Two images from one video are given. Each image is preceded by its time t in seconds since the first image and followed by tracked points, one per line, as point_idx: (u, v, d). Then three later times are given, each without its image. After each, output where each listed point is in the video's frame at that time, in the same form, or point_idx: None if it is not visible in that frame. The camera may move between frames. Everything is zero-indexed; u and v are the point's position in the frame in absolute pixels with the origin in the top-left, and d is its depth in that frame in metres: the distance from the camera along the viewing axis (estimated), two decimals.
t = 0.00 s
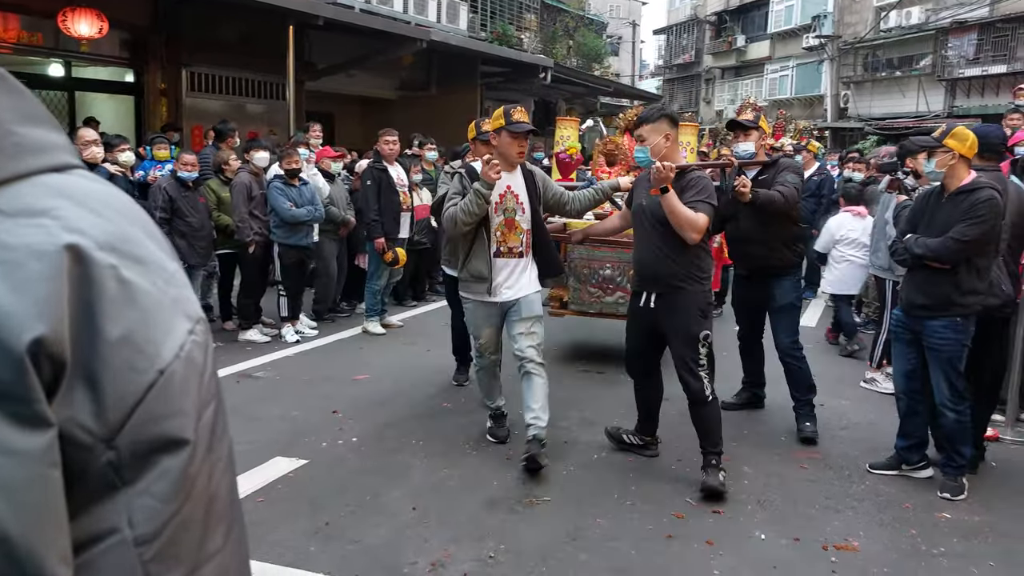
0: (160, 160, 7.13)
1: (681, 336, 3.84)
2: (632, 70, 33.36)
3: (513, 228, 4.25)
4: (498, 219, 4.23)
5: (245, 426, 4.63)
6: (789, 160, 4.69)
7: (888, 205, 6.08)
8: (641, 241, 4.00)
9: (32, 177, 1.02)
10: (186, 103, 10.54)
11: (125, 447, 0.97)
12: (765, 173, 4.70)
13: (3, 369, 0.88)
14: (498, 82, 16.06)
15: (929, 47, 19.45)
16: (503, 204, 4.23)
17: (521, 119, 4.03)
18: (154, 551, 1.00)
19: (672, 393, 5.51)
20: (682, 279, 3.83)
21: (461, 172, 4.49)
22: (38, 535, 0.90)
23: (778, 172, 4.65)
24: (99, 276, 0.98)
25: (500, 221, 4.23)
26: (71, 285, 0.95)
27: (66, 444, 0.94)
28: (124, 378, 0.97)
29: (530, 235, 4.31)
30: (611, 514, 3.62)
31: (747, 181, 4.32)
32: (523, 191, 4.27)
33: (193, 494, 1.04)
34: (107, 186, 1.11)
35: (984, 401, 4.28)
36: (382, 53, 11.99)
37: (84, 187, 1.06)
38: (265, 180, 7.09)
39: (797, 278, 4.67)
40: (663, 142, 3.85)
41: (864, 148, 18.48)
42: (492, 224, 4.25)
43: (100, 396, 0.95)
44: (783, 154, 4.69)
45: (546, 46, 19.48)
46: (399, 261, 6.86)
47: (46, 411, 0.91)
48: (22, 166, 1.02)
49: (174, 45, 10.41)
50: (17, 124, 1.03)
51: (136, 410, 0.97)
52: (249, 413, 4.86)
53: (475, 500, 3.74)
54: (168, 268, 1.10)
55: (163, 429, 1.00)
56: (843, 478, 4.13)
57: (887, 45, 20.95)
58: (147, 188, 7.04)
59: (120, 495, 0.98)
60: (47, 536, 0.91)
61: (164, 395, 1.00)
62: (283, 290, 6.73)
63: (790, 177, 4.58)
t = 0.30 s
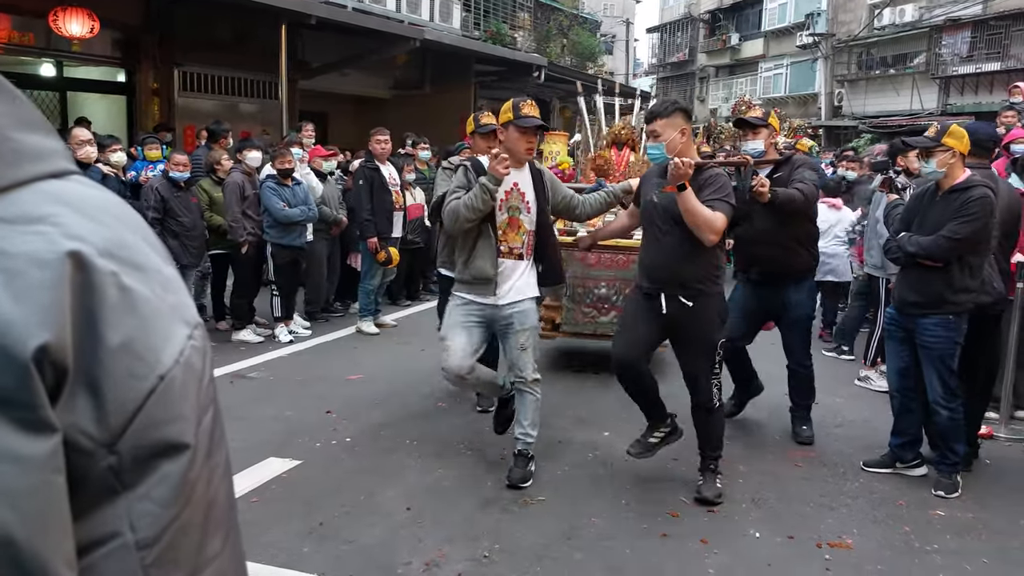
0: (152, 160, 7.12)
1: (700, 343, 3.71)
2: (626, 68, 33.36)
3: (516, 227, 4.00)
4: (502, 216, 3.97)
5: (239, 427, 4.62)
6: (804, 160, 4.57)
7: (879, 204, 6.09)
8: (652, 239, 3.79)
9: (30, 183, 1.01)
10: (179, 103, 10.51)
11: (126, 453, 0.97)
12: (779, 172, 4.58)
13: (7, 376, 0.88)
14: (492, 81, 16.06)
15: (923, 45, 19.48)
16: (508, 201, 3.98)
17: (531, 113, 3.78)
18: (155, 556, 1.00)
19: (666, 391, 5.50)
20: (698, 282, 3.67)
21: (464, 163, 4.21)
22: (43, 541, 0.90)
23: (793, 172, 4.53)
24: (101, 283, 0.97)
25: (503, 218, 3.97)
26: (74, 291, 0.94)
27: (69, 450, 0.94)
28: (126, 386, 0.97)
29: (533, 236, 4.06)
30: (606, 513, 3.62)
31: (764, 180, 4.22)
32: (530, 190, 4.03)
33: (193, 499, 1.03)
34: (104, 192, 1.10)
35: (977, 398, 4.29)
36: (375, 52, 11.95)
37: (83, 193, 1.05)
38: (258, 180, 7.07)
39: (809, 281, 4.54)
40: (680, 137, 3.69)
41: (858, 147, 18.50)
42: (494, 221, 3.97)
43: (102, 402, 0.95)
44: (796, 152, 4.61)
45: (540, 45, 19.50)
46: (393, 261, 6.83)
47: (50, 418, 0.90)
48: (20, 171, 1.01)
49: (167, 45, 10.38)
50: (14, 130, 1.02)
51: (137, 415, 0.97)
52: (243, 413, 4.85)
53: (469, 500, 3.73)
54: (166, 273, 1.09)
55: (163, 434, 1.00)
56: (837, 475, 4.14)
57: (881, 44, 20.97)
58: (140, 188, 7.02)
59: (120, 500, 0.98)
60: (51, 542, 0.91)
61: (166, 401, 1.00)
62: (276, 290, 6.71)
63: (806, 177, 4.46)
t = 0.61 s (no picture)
0: (150, 160, 7.08)
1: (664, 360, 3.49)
2: (623, 67, 33.39)
3: (473, 231, 3.67)
4: (457, 218, 3.64)
5: (237, 427, 4.62)
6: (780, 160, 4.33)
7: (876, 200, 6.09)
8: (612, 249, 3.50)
9: (34, 186, 1.01)
10: (176, 103, 10.51)
11: (130, 453, 0.97)
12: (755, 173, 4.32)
13: (15, 376, 0.88)
14: (488, 79, 16.05)
15: (920, 42, 19.48)
16: (462, 203, 3.62)
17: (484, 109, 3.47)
18: (158, 555, 1.00)
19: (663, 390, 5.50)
20: (661, 297, 3.42)
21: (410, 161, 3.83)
22: (50, 540, 0.90)
23: (769, 174, 4.28)
24: (106, 284, 0.96)
25: (458, 221, 3.64)
26: (79, 293, 0.94)
27: (76, 450, 0.94)
28: (130, 386, 0.96)
29: (492, 239, 3.73)
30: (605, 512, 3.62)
31: (735, 186, 4.03)
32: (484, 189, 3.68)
33: (195, 498, 1.04)
34: (107, 194, 1.10)
35: (975, 396, 4.29)
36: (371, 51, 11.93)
37: (86, 195, 1.05)
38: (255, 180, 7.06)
39: (789, 288, 4.35)
40: (648, 144, 3.40)
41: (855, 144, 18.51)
42: (449, 223, 3.64)
43: (107, 403, 0.95)
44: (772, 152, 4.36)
45: (536, 43, 19.51)
46: (389, 260, 6.80)
47: (57, 418, 0.91)
48: (25, 174, 1.00)
49: (163, 45, 10.35)
50: (18, 133, 1.02)
51: (140, 416, 0.97)
52: (241, 412, 4.84)
53: (468, 499, 3.73)
54: (169, 276, 1.09)
55: (167, 434, 1.00)
56: (834, 473, 4.14)
57: (878, 41, 20.98)
58: (137, 187, 7.00)
59: (123, 499, 0.98)
60: (58, 541, 0.91)
61: (169, 401, 1.00)
62: (273, 289, 6.70)
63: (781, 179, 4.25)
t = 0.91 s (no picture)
0: (145, 160, 7.10)
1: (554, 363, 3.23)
2: (618, 66, 33.42)
3: (374, 230, 3.53)
4: (356, 217, 3.49)
5: (233, 428, 4.62)
6: (722, 152, 4.10)
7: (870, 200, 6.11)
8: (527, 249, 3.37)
9: (28, 188, 1.01)
10: (171, 103, 10.50)
11: (126, 451, 0.97)
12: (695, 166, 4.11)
13: (12, 376, 0.88)
14: (484, 78, 16.05)
15: (913, 41, 19.53)
16: (365, 201, 3.49)
17: (387, 101, 3.34)
18: (154, 553, 1.00)
19: (658, 390, 5.51)
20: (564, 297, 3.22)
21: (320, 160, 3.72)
22: (46, 539, 0.91)
23: (708, 166, 4.06)
24: (101, 285, 0.96)
25: (358, 220, 3.49)
26: (74, 294, 0.94)
27: (71, 450, 0.94)
28: (125, 386, 0.97)
29: (395, 240, 3.58)
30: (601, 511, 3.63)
31: (665, 180, 3.61)
32: (392, 189, 3.54)
33: (190, 497, 1.04)
34: (101, 197, 1.10)
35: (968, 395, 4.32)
36: (366, 51, 11.92)
37: (80, 197, 1.05)
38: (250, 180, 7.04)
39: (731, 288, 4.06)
40: (558, 137, 3.26)
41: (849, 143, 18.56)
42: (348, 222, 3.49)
43: (103, 402, 0.95)
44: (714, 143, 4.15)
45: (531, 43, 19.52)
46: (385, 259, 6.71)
47: (53, 417, 0.90)
48: (20, 175, 1.01)
49: (158, 45, 10.33)
50: (13, 135, 1.02)
51: (135, 415, 0.97)
52: (237, 413, 4.84)
53: (463, 499, 3.73)
54: (163, 277, 1.09)
55: (162, 433, 1.00)
56: (830, 471, 4.16)
57: (872, 40, 21.03)
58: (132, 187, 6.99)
59: (119, 497, 0.98)
60: (54, 540, 0.91)
61: (163, 400, 1.00)
62: (269, 289, 6.68)
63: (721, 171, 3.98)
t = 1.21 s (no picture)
0: (139, 161, 7.08)
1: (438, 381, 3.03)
2: (613, 66, 33.49)
3: (280, 238, 3.32)
4: (261, 224, 3.29)
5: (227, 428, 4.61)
6: (663, 152, 3.83)
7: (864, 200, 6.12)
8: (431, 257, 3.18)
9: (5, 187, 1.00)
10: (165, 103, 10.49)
11: (109, 450, 0.97)
12: (634, 165, 3.87)
13: None
14: (479, 78, 16.06)
15: (908, 41, 19.58)
16: (271, 207, 3.28)
17: (296, 105, 3.18)
18: (137, 552, 1.01)
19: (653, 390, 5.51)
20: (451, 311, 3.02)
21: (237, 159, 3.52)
22: (29, 538, 0.91)
23: (645, 167, 3.81)
24: (81, 284, 0.96)
25: (264, 227, 3.29)
26: (53, 293, 0.93)
27: (52, 449, 0.94)
28: (107, 385, 0.96)
29: (303, 248, 3.35)
30: (595, 511, 3.63)
31: (588, 184, 3.40)
32: (301, 194, 3.31)
33: (173, 495, 1.05)
34: (80, 195, 1.09)
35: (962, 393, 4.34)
36: (361, 51, 11.90)
37: (58, 195, 1.04)
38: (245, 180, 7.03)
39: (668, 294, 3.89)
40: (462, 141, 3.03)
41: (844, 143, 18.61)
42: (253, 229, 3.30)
43: (84, 401, 0.95)
44: (656, 143, 3.87)
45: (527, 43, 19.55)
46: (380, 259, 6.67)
47: (33, 417, 0.90)
48: None
49: (152, 45, 10.32)
50: None
51: (118, 413, 0.97)
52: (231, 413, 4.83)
53: (457, 499, 3.73)
54: (143, 276, 1.08)
55: (144, 432, 1.00)
56: (824, 470, 4.16)
57: (867, 39, 21.08)
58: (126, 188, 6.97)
59: (102, 496, 0.98)
60: (37, 540, 0.91)
61: (145, 398, 1.00)
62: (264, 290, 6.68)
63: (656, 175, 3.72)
